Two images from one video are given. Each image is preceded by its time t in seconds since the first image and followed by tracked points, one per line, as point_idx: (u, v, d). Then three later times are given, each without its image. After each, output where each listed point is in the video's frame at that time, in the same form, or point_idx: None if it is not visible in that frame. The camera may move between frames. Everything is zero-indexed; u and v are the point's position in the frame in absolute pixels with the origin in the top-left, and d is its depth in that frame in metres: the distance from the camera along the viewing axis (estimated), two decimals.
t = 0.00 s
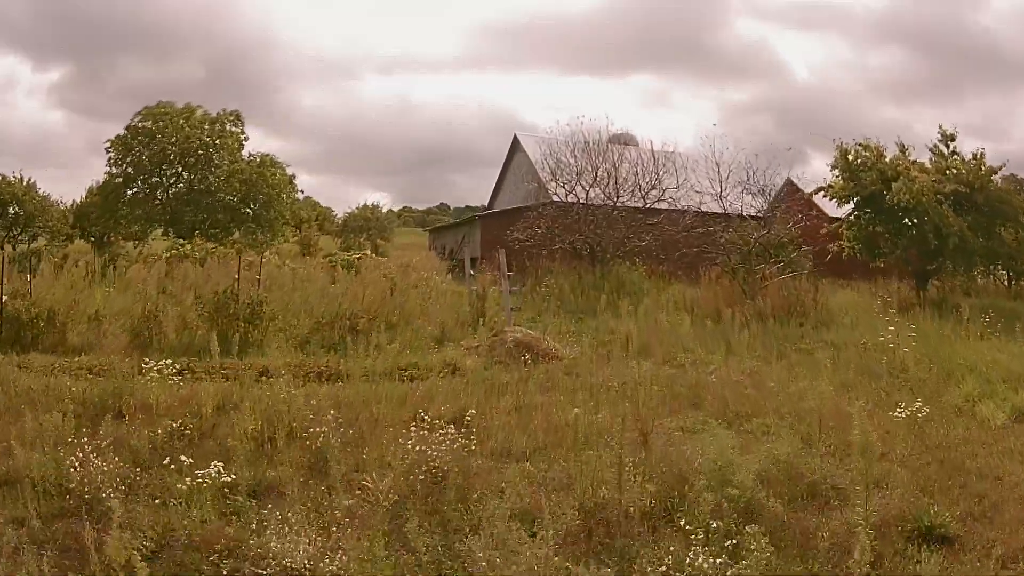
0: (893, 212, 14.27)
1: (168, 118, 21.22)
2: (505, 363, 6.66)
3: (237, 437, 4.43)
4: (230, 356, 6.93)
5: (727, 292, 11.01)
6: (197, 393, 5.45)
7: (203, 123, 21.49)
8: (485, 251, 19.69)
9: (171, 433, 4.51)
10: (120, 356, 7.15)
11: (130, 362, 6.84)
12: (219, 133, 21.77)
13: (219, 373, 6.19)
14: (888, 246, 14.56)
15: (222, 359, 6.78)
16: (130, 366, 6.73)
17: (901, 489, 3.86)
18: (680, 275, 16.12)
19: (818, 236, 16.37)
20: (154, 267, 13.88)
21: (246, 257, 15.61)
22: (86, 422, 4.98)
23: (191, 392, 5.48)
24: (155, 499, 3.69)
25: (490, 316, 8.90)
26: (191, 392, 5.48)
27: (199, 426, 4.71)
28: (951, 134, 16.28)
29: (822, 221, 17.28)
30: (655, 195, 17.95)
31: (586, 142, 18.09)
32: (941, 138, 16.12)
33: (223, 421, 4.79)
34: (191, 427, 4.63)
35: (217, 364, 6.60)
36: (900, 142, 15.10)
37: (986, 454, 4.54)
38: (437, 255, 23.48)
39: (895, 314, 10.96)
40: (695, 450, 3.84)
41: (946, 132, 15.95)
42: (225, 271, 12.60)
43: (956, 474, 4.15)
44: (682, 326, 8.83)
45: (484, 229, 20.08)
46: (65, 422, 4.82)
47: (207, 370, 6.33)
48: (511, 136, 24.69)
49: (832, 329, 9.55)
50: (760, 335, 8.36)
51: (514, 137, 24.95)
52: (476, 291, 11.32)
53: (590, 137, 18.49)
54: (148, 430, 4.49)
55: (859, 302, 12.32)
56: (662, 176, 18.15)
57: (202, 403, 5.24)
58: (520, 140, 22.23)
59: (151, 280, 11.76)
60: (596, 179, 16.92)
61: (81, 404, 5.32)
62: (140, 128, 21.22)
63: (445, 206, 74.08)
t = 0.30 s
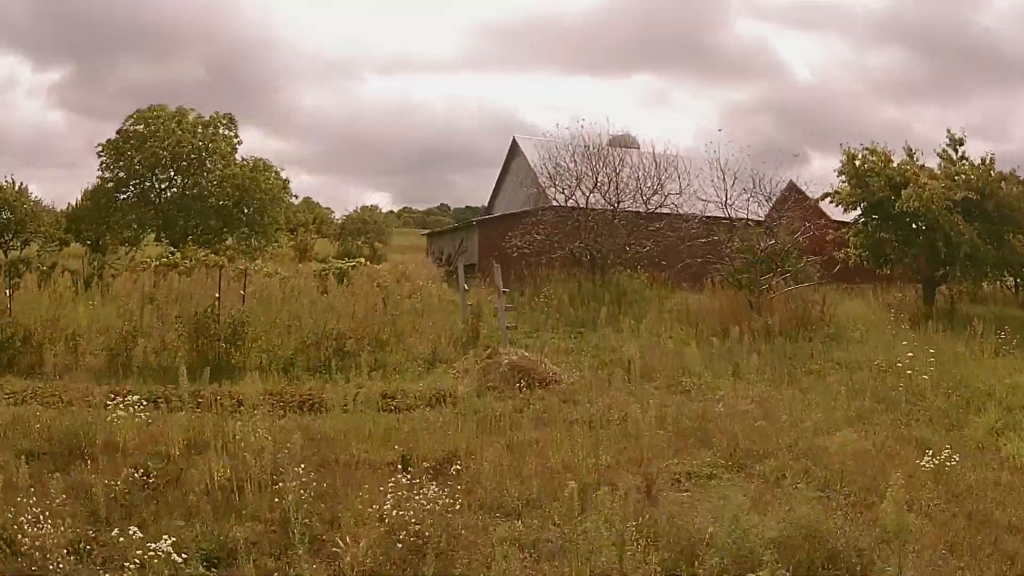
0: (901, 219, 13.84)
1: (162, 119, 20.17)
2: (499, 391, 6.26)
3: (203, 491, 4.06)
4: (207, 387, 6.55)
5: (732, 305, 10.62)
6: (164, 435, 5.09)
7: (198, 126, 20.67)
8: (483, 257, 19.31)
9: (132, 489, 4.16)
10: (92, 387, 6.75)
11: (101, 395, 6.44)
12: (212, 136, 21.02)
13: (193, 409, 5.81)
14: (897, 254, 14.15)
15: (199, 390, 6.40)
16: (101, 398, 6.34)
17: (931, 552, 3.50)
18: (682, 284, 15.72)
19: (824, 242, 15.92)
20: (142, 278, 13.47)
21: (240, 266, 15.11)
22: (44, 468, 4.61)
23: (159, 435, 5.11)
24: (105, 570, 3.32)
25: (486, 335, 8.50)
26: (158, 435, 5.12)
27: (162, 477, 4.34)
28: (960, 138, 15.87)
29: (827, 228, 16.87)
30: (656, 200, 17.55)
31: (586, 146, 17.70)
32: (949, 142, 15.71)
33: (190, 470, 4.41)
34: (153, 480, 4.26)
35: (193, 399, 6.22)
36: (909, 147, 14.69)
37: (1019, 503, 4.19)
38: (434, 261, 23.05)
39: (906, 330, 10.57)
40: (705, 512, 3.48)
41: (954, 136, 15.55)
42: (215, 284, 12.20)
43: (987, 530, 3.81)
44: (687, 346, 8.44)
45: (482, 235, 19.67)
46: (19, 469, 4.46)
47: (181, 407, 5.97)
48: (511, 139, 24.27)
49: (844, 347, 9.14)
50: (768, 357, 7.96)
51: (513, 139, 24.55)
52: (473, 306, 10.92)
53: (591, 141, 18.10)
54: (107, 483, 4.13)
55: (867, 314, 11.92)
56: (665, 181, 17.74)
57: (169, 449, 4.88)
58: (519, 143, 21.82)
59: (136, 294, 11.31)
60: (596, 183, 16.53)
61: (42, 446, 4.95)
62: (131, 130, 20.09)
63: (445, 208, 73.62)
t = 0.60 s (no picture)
0: (910, 228, 13.46)
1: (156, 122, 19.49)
2: (491, 425, 5.91)
3: (169, 552, 3.70)
4: (184, 423, 6.18)
5: (737, 318, 10.27)
6: (134, 480, 4.75)
7: (192, 129, 19.97)
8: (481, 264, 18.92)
9: (93, 549, 3.80)
10: (61, 419, 6.36)
11: (70, 430, 6.07)
12: (205, 139, 20.22)
13: (167, 447, 5.47)
14: (905, 263, 13.79)
15: (174, 427, 6.05)
16: (71, 435, 5.98)
17: None
18: (684, 294, 15.39)
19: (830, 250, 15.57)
20: (129, 289, 13.08)
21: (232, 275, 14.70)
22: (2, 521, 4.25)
23: (129, 478, 4.77)
24: None
25: (481, 355, 8.15)
26: (127, 480, 4.77)
27: (128, 532, 3.99)
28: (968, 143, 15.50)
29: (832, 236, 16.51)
30: (658, 207, 17.19)
31: (587, 150, 17.35)
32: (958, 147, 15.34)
33: (157, 525, 4.06)
34: (117, 537, 3.91)
35: (168, 436, 5.88)
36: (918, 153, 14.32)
37: None
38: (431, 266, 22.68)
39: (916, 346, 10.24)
40: None
41: (963, 141, 15.18)
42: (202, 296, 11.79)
43: None
44: (690, 368, 8.09)
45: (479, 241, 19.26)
46: None
47: (156, 446, 5.63)
48: (511, 141, 23.86)
49: (855, 366, 8.79)
50: (777, 381, 7.61)
51: (511, 142, 24.16)
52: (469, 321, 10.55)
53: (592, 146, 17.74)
54: (65, 543, 3.78)
55: (875, 329, 11.60)
56: (667, 187, 17.35)
57: (137, 498, 4.53)
58: (518, 147, 21.41)
59: (120, 308, 10.83)
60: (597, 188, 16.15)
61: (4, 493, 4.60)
62: (122, 134, 19.35)
63: (445, 206, 73.14)
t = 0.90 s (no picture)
0: (919, 238, 13.12)
1: (148, 126, 18.99)
2: (484, 461, 5.60)
3: None
4: (161, 459, 5.87)
5: (744, 335, 9.93)
6: (103, 532, 4.45)
7: (185, 134, 19.49)
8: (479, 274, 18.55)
9: None
10: (32, 454, 6.04)
11: (40, 467, 5.75)
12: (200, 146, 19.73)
13: (140, 489, 5.17)
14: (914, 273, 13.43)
15: (150, 463, 5.74)
16: (42, 473, 5.66)
17: None
18: (686, 304, 15.07)
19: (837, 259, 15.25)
20: (118, 301, 12.72)
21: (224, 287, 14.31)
22: None
23: (96, 528, 4.47)
24: None
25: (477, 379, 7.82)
26: (97, 531, 4.47)
27: None
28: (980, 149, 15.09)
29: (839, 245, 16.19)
30: (660, 215, 16.88)
31: (587, 156, 17.01)
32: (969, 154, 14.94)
33: None
34: None
35: (143, 474, 5.58)
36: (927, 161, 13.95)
37: None
38: (429, 273, 22.33)
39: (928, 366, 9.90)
40: None
41: (974, 148, 14.80)
42: (191, 311, 11.43)
43: None
44: (695, 393, 7.76)
45: (478, 250, 18.91)
46: None
47: (130, 487, 5.34)
48: (510, 145, 23.50)
49: (867, 389, 8.44)
50: (786, 408, 7.27)
51: (512, 146, 23.82)
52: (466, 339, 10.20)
53: (592, 152, 17.40)
54: None
55: (883, 346, 11.27)
56: (669, 195, 17.05)
57: (104, 554, 4.23)
58: (518, 152, 21.06)
59: (107, 327, 10.51)
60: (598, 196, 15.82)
61: None
62: (114, 140, 18.85)
63: (445, 207, 72.68)
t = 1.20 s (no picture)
0: (928, 250, 12.80)
1: (140, 132, 18.64)
2: (477, 504, 5.29)
3: None
4: (139, 499, 5.57)
5: (749, 353, 9.63)
6: None
7: (177, 140, 19.10)
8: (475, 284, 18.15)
9: None
10: (5, 492, 5.72)
11: (10, 507, 5.44)
12: (194, 152, 19.36)
13: (112, 536, 4.87)
14: (923, 285, 13.12)
15: (127, 505, 5.43)
16: (11, 514, 5.35)
17: None
18: (688, 316, 14.75)
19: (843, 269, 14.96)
20: (107, 315, 12.40)
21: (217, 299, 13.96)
22: None
23: None
24: None
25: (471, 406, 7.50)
26: None
27: None
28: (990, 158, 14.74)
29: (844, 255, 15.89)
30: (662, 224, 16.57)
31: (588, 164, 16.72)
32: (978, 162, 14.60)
33: None
34: None
35: (118, 517, 5.27)
36: (936, 170, 13.63)
37: None
38: (427, 280, 22.02)
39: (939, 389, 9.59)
40: None
41: (983, 157, 14.47)
42: (181, 328, 11.11)
43: None
44: (700, 422, 7.43)
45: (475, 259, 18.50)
46: None
47: (103, 532, 5.03)
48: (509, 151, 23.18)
49: (878, 416, 8.12)
50: (793, 441, 6.96)
51: (511, 152, 23.49)
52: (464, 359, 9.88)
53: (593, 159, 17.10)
54: None
55: (892, 364, 10.96)
56: (672, 203, 16.75)
57: None
58: (517, 158, 20.73)
59: (92, 345, 10.19)
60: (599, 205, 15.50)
61: None
62: (106, 146, 18.46)
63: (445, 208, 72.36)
